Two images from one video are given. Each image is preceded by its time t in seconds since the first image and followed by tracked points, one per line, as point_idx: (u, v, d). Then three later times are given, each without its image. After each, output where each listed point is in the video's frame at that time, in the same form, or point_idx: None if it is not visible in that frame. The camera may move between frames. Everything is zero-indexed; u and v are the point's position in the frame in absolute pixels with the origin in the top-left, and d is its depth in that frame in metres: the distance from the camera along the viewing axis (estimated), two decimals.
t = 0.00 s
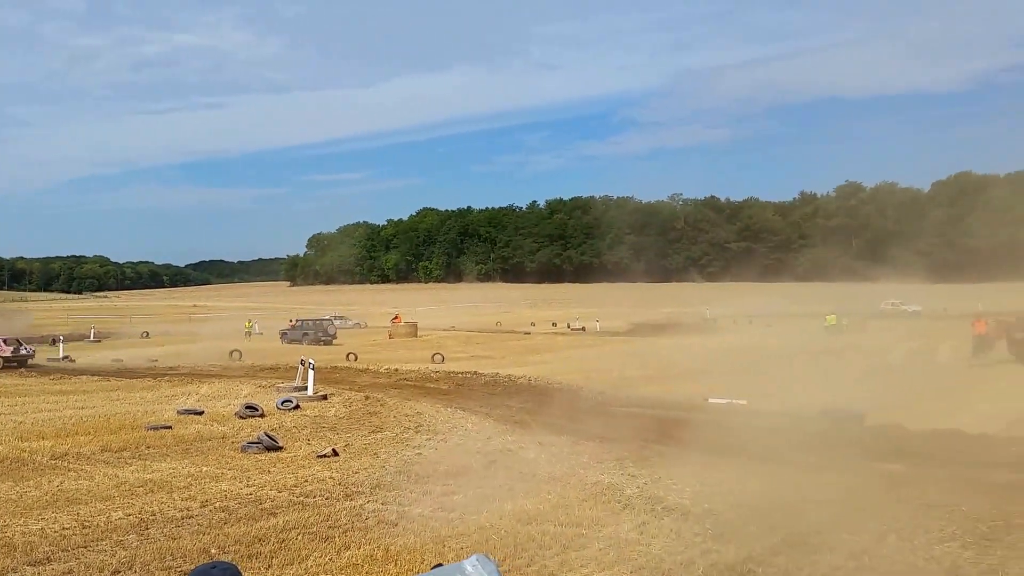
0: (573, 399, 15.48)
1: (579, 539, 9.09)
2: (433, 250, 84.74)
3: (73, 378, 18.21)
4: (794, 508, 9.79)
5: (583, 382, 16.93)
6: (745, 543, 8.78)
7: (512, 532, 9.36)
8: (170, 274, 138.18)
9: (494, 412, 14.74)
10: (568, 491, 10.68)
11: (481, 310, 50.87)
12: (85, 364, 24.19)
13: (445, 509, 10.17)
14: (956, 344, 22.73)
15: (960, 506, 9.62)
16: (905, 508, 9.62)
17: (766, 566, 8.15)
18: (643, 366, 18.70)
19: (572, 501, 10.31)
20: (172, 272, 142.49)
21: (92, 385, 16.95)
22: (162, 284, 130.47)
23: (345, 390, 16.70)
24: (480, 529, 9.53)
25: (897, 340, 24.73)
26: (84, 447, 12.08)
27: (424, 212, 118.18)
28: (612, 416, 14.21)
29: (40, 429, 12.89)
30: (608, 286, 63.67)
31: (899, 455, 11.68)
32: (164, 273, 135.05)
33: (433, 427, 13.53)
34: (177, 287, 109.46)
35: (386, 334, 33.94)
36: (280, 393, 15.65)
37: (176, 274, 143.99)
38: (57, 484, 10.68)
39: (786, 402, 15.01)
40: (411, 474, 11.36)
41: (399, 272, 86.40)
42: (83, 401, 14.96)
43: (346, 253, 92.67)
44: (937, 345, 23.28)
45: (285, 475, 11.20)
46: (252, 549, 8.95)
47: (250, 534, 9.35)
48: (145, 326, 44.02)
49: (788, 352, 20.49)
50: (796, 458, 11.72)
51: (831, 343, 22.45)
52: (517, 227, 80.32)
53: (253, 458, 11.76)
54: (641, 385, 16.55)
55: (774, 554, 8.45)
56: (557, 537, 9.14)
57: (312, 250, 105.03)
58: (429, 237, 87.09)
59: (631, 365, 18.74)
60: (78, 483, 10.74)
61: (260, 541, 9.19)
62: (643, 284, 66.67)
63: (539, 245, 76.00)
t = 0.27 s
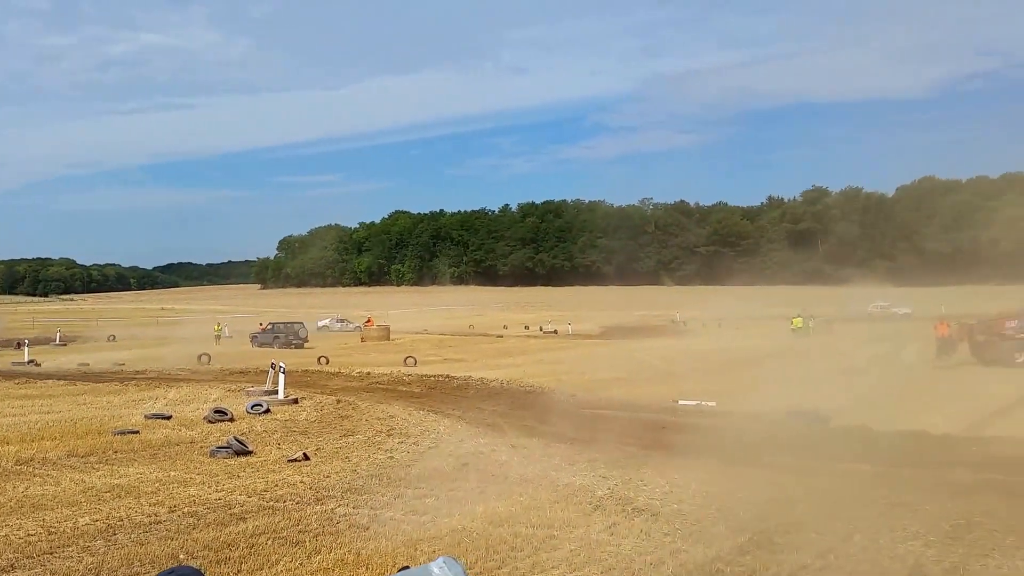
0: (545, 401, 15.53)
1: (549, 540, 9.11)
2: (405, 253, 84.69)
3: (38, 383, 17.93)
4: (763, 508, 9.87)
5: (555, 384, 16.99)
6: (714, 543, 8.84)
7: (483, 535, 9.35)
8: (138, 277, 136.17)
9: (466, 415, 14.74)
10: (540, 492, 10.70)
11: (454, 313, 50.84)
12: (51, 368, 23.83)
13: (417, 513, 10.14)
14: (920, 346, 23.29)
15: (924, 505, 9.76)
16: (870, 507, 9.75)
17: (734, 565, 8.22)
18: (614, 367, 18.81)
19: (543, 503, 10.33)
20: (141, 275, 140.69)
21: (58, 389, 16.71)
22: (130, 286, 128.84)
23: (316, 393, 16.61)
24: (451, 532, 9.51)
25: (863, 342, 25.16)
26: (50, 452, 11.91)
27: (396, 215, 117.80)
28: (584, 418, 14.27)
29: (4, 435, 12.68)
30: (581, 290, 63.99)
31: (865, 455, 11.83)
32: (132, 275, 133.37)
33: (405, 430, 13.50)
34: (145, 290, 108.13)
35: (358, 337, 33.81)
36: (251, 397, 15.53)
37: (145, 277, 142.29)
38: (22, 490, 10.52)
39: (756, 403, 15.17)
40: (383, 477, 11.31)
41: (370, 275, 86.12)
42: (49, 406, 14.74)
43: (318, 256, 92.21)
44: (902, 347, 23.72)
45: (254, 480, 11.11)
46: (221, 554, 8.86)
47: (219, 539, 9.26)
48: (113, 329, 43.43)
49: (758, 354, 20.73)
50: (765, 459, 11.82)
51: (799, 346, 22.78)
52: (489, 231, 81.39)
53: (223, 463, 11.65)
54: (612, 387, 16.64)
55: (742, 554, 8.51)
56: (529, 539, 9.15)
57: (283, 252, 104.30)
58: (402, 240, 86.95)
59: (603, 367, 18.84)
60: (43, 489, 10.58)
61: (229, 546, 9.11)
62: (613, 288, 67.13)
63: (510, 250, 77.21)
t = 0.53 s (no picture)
0: (517, 403, 15.53)
1: (521, 542, 9.09)
2: (377, 255, 84.25)
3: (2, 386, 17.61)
4: (732, 508, 9.92)
5: (527, 386, 17.00)
6: (685, 543, 8.87)
7: (455, 538, 9.31)
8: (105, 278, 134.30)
9: (438, 417, 14.69)
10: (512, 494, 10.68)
11: (427, 314, 50.69)
12: (15, 371, 23.41)
13: (388, 516, 10.08)
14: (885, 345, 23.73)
15: (891, 504, 9.87)
16: (838, 507, 9.84)
17: (704, 565, 8.25)
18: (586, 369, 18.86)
19: (516, 505, 10.31)
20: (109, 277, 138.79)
21: (23, 393, 16.43)
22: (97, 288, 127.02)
23: (286, 396, 16.46)
24: (423, 535, 9.47)
25: (833, 343, 25.48)
26: (14, 457, 11.71)
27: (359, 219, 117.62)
28: (556, 419, 14.27)
29: None
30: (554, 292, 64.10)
31: (834, 455, 11.95)
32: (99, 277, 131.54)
33: (377, 433, 13.42)
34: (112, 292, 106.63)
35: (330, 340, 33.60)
36: (220, 400, 15.37)
37: (112, 278, 140.39)
38: None
39: (727, 404, 15.28)
40: (354, 481, 11.24)
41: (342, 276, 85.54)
42: (14, 410, 14.48)
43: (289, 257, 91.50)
44: (870, 347, 24.05)
45: (224, 484, 10.99)
46: (190, 560, 8.75)
47: (187, 545, 9.15)
48: (79, 331, 42.78)
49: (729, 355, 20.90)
50: (735, 459, 11.89)
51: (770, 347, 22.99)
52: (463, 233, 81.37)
53: (191, 468, 11.52)
54: (584, 388, 16.68)
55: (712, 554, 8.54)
56: (500, 541, 9.13)
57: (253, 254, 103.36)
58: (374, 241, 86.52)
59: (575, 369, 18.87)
60: (7, 495, 10.40)
61: (198, 551, 9.00)
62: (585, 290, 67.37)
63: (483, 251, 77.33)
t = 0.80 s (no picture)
0: (490, 404, 15.54)
1: (493, 544, 9.08)
2: (350, 255, 83.87)
3: None
4: (702, 507, 9.98)
5: (500, 387, 17.03)
6: (655, 543, 8.91)
7: (425, 540, 9.28)
8: (71, 279, 132.21)
9: (410, 418, 14.65)
10: (485, 495, 10.67)
11: (400, 315, 50.52)
12: None
13: (360, 519, 10.01)
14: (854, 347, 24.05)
15: (857, 502, 9.99)
16: (805, 505, 9.93)
17: (673, 563, 8.30)
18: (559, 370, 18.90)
19: (487, 506, 10.30)
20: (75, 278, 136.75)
21: None
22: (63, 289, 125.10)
23: (257, 398, 16.34)
24: (395, 537, 9.42)
25: (801, 342, 25.81)
26: None
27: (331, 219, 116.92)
28: (528, 420, 14.29)
29: None
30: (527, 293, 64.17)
31: (803, 454, 12.06)
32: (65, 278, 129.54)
33: (349, 435, 13.36)
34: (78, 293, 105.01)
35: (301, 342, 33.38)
36: (189, 403, 15.22)
37: (79, 279, 138.40)
38: None
39: (697, 403, 15.39)
40: (325, 484, 11.17)
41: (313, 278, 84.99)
42: None
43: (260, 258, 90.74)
44: (837, 347, 24.38)
45: (192, 488, 10.87)
46: (157, 565, 8.64)
47: (155, 549, 9.03)
48: (44, 333, 42.08)
49: (700, 355, 21.04)
50: (705, 458, 11.97)
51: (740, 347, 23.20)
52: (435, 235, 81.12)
53: (159, 471, 11.39)
54: (556, 389, 16.74)
55: (683, 553, 8.59)
56: (472, 543, 9.10)
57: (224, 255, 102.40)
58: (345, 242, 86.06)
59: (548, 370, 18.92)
60: None
61: (166, 556, 8.88)
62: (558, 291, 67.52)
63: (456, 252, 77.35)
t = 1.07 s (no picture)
0: (463, 404, 15.52)
1: (465, 544, 9.05)
2: (321, 255, 83.36)
3: None
4: (672, 506, 10.02)
5: (472, 387, 17.02)
6: (627, 541, 8.93)
7: (397, 541, 9.24)
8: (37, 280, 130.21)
9: (382, 419, 14.59)
10: (458, 496, 10.65)
11: (373, 316, 50.36)
12: None
13: (330, 521, 9.94)
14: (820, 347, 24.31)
15: (825, 500, 10.08)
16: (775, 503, 10.01)
17: (644, 562, 8.33)
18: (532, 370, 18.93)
19: (458, 506, 10.27)
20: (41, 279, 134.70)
21: None
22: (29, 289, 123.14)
23: (226, 400, 16.20)
24: (366, 539, 9.36)
25: (770, 342, 26.09)
26: None
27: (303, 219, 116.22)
28: (500, 420, 14.29)
29: None
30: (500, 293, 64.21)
31: (773, 452, 12.16)
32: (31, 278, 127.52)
33: (320, 436, 13.27)
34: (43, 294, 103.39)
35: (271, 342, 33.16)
36: (157, 405, 15.04)
37: (45, 280, 136.32)
38: None
39: (668, 402, 15.48)
40: (296, 486, 11.08)
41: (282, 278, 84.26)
42: None
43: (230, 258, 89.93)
44: (805, 346, 24.69)
45: (160, 491, 10.74)
46: (124, 568, 8.52)
47: (122, 553, 8.90)
48: (9, 335, 41.38)
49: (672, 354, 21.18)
50: (676, 457, 12.03)
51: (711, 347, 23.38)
52: (408, 236, 80.99)
53: (126, 474, 11.24)
54: (529, 388, 16.77)
55: (654, 551, 8.62)
56: (444, 544, 9.07)
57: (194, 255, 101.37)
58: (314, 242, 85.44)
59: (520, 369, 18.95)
60: None
61: (133, 560, 8.76)
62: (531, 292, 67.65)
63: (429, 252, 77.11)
